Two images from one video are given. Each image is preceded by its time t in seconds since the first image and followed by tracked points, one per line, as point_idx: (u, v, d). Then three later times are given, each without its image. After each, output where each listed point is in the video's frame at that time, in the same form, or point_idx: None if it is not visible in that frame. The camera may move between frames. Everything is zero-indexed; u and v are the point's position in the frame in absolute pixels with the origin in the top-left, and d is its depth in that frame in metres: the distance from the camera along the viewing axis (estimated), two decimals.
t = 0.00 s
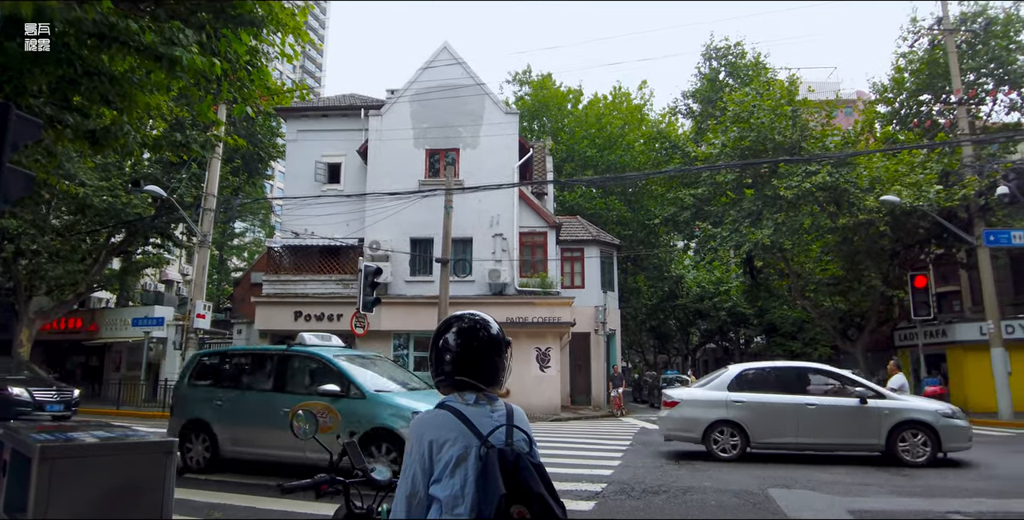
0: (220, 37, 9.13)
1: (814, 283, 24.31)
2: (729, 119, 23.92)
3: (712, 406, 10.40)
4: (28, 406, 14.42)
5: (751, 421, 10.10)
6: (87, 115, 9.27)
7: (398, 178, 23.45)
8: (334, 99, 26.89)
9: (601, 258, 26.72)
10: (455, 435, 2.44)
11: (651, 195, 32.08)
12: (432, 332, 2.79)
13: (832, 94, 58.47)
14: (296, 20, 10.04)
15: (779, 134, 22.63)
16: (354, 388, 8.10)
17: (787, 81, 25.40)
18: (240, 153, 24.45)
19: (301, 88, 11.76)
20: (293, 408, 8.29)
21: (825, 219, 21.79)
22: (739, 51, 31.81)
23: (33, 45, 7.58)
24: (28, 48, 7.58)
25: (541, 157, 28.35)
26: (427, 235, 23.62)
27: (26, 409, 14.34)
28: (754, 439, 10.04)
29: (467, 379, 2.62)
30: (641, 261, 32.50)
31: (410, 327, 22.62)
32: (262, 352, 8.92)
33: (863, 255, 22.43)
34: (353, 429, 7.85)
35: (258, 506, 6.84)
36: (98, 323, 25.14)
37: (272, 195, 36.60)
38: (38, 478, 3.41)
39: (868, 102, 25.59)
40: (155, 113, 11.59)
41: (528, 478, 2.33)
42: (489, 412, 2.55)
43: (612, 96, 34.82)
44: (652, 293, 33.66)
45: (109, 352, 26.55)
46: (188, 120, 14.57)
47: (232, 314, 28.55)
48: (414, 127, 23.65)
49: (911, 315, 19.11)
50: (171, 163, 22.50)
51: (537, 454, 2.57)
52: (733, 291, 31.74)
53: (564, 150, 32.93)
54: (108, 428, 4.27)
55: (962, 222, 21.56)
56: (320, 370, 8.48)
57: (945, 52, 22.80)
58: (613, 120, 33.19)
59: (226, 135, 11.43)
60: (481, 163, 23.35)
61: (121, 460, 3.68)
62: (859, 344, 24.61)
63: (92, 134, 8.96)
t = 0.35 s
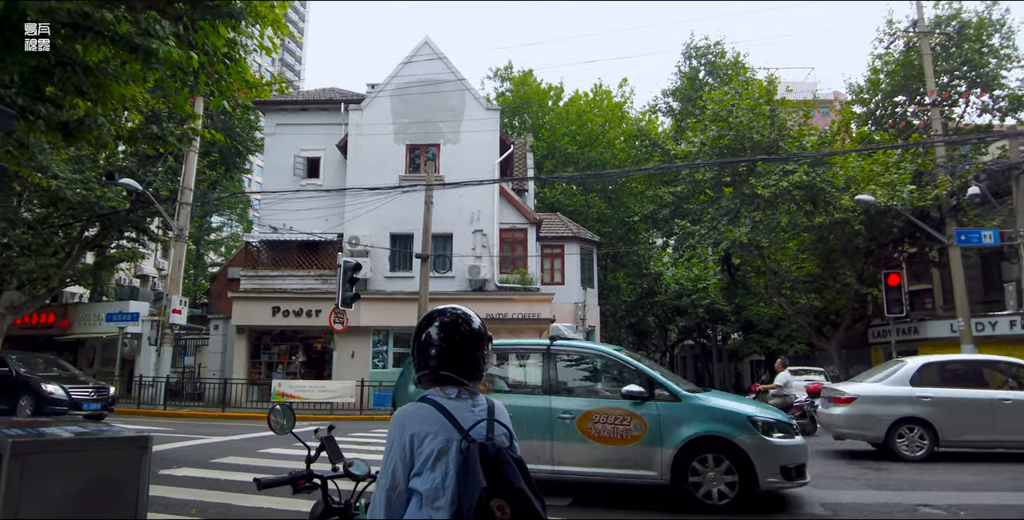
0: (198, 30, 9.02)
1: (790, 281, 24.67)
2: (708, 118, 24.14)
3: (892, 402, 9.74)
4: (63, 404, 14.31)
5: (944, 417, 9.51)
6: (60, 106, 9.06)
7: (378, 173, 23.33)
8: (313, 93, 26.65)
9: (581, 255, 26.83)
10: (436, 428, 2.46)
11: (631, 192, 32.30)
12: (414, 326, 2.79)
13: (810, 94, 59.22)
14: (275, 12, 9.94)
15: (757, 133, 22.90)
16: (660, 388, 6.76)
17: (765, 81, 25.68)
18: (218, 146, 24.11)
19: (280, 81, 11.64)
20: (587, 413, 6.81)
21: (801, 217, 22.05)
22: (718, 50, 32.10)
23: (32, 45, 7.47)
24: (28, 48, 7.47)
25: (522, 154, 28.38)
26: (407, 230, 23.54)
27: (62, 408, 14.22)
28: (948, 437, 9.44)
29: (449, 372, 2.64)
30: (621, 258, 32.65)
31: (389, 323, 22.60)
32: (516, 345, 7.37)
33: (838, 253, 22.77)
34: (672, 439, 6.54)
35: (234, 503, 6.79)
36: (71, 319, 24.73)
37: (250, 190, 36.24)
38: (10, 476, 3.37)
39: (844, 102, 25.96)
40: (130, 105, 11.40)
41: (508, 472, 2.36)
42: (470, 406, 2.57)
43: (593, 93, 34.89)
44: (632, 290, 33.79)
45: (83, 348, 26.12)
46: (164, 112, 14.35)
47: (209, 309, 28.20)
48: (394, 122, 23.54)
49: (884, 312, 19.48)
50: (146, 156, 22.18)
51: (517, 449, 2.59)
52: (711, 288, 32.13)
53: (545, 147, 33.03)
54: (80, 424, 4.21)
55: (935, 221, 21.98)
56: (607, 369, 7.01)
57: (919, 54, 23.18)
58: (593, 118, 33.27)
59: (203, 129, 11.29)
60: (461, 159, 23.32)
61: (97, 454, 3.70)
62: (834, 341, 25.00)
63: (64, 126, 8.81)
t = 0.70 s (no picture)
0: (172, 21, 8.84)
1: (765, 278, 25.01)
2: (685, 116, 24.33)
3: None
4: (108, 406, 14.67)
5: None
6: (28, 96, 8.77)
7: (355, 168, 23.17)
8: (290, 86, 26.38)
9: (559, 252, 26.92)
10: (412, 423, 2.47)
11: (609, 189, 32.47)
12: (391, 321, 2.80)
13: (786, 94, 60.12)
14: (252, 4, 9.80)
15: (733, 131, 23.07)
16: None
17: (742, 80, 25.95)
18: (193, 139, 23.71)
19: (257, 75, 11.49)
20: (985, 410, 6.52)
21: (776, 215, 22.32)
22: (696, 49, 32.37)
23: (32, 45, 7.84)
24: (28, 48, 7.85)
25: (501, 150, 28.38)
26: (385, 226, 23.44)
27: (108, 409, 14.62)
28: None
29: (426, 367, 2.65)
30: (599, 254, 32.74)
31: (366, 318, 22.47)
32: (861, 337, 6.95)
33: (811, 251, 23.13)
34: None
35: (207, 500, 6.72)
36: (41, 314, 24.26)
37: (226, 184, 35.77)
38: None
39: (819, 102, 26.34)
40: (101, 96, 11.16)
41: (483, 466, 2.38)
42: (447, 402, 2.58)
43: (572, 91, 34.94)
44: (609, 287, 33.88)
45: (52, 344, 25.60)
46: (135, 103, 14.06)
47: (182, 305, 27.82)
48: (372, 116, 23.39)
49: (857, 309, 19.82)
50: (118, 149, 21.78)
51: (493, 445, 2.61)
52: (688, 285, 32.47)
53: (524, 143, 33.06)
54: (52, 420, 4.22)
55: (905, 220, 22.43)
56: (964, 362, 6.75)
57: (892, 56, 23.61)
58: (572, 114, 33.32)
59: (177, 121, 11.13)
60: (440, 154, 23.25)
61: (69, 451, 4.28)
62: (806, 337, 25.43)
63: (33, 117, 8.62)
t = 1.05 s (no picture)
0: (147, 10, 8.66)
1: (741, 274, 25.33)
2: (664, 114, 24.47)
3: None
4: (179, 406, 12.37)
5: None
6: None
7: (334, 162, 22.99)
8: (267, 78, 26.05)
9: (538, 248, 26.98)
10: (389, 419, 2.48)
11: (588, 186, 32.59)
12: (368, 315, 2.80)
13: (763, 93, 60.85)
14: None
15: (711, 129, 23.22)
16: None
17: (720, 79, 26.17)
18: (168, 131, 23.24)
19: (234, 67, 11.34)
20: None
21: (753, 212, 22.56)
22: (675, 47, 32.57)
23: (33, 45, 7.96)
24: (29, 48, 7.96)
25: (480, 145, 28.32)
26: (364, 221, 23.29)
27: (179, 410, 12.30)
28: None
29: (404, 362, 2.65)
30: (578, 250, 32.82)
31: (343, 314, 22.33)
32: None
33: (786, 249, 23.47)
34: None
35: (181, 497, 6.64)
36: (10, 308, 23.75)
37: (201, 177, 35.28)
38: None
39: (795, 101, 26.66)
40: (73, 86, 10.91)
41: (460, 462, 2.39)
42: (424, 397, 2.59)
43: (552, 87, 34.89)
44: (588, 283, 33.94)
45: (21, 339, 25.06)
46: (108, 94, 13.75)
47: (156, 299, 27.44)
48: (351, 110, 23.21)
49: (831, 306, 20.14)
50: (91, 140, 21.33)
51: (470, 440, 2.63)
52: (665, 281, 32.77)
53: (503, 139, 33.05)
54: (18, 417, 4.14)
55: (879, 219, 22.83)
56: None
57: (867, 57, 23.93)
58: (552, 110, 33.31)
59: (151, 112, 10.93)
60: (419, 149, 23.16)
61: (38, 446, 4.24)
62: (781, 333, 25.79)
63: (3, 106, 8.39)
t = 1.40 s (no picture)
0: None
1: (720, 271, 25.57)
2: (644, 111, 24.55)
3: None
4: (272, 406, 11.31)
5: None
6: None
7: (313, 155, 22.80)
8: (246, 71, 25.74)
9: (519, 244, 26.99)
10: (364, 415, 2.47)
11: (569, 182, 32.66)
12: (344, 310, 2.78)
13: (742, 93, 61.42)
14: None
15: (691, 127, 23.41)
16: None
17: (700, 77, 26.33)
18: (144, 123, 22.87)
19: (211, 59, 11.17)
20: None
21: (731, 210, 22.78)
22: (656, 45, 32.70)
23: (32, 45, 8.22)
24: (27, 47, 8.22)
25: (461, 141, 28.26)
26: (343, 215, 23.12)
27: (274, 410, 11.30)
28: None
29: (381, 357, 2.65)
30: (558, 247, 32.89)
31: (322, 309, 22.21)
32: None
33: (764, 246, 23.81)
34: None
35: (155, 494, 6.57)
36: None
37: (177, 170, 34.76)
38: None
39: (774, 100, 26.91)
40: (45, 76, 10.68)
41: (435, 459, 2.39)
42: (400, 393, 2.59)
43: (533, 83, 34.84)
44: (568, 279, 34.05)
45: None
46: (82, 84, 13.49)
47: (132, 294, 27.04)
48: (331, 103, 23.02)
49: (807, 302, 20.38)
50: (64, 131, 20.93)
51: (446, 436, 2.63)
52: (645, 278, 32.97)
53: (484, 134, 32.99)
54: None
55: (854, 217, 23.18)
56: None
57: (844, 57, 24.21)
58: (533, 107, 33.24)
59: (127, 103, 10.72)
60: (400, 144, 23.05)
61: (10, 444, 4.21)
62: (758, 329, 26.10)
63: None
